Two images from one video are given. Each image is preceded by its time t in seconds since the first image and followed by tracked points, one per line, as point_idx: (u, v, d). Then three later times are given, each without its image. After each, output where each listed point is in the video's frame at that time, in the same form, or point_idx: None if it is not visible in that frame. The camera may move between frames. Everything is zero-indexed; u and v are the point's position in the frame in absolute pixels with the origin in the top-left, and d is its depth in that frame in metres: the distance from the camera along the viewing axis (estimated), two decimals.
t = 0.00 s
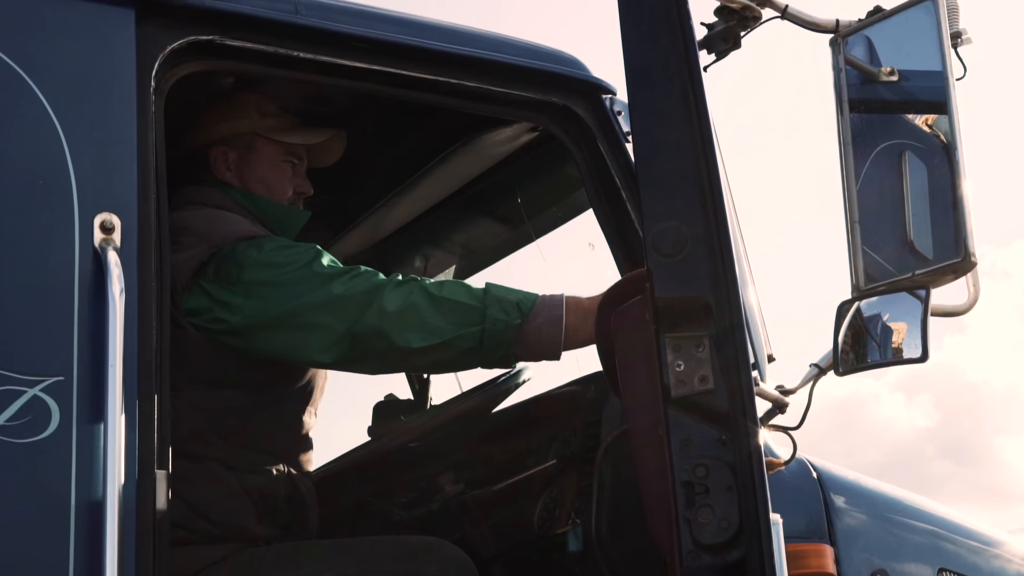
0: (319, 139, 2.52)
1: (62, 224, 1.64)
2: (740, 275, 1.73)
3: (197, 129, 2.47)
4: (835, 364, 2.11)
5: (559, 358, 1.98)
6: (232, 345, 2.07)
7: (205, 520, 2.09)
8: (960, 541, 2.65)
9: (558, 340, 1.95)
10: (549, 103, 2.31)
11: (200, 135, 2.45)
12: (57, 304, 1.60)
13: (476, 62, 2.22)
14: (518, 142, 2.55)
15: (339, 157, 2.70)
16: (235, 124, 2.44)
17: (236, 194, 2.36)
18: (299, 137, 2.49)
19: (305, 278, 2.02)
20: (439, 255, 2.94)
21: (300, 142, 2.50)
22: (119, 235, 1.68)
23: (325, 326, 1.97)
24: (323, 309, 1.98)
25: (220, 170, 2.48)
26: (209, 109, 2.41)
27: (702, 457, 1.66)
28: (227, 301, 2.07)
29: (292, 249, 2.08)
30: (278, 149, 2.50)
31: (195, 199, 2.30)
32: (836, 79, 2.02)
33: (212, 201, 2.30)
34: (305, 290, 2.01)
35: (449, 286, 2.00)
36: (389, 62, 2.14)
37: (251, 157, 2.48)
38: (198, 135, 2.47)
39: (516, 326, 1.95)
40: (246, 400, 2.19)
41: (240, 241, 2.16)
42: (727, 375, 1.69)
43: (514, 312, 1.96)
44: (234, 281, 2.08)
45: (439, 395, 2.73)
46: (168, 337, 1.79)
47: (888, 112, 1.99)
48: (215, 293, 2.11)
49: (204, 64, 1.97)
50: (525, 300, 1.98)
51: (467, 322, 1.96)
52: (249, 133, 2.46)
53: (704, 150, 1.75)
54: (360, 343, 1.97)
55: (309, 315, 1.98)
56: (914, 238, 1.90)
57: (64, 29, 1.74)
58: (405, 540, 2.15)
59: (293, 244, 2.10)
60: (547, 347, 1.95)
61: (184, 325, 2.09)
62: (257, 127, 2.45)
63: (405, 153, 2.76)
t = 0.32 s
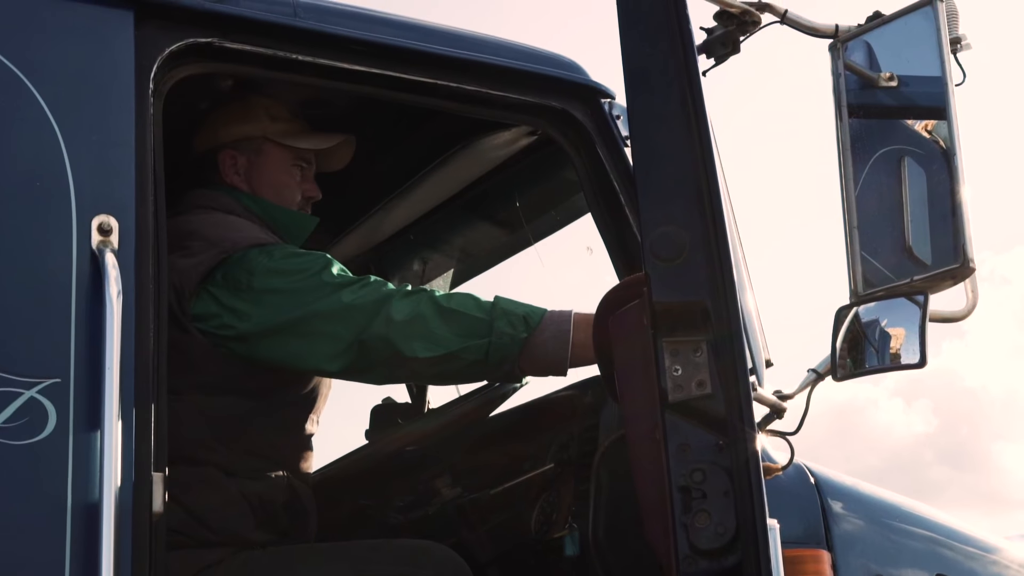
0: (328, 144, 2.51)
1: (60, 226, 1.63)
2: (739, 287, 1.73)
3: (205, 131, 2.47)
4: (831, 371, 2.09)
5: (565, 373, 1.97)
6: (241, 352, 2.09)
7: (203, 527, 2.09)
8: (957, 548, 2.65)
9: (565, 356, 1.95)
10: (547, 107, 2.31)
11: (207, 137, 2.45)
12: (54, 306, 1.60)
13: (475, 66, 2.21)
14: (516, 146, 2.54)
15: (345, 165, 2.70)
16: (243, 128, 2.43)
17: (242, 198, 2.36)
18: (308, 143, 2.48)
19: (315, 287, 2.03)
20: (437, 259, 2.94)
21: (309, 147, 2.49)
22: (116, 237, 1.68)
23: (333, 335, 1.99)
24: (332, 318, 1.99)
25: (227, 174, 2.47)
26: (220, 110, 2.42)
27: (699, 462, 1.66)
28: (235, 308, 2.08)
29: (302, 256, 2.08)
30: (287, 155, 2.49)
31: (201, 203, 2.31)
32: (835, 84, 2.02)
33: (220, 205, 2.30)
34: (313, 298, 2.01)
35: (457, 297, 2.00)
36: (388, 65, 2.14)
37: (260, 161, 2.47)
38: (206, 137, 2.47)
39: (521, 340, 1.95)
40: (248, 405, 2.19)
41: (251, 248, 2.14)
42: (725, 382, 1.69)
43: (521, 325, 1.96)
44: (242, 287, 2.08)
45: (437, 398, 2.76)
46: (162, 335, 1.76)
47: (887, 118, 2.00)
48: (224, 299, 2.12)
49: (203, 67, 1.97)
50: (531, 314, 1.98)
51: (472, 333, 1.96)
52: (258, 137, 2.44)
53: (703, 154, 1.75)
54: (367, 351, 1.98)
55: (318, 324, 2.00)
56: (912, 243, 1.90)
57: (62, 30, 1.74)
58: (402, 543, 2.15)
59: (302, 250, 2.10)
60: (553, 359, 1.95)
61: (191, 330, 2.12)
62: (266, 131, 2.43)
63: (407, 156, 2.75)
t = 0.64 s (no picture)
0: (330, 147, 2.52)
1: (57, 228, 1.63)
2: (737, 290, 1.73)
3: (208, 134, 2.46)
4: (830, 373, 2.11)
5: (569, 382, 1.96)
6: (243, 355, 2.09)
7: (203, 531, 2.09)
8: (956, 552, 2.64)
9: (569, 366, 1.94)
10: (546, 110, 2.31)
11: (212, 140, 2.45)
12: (51, 308, 1.59)
13: (474, 68, 2.21)
14: (515, 148, 2.55)
15: (348, 168, 2.71)
16: (247, 131, 2.44)
17: (246, 201, 2.36)
18: (313, 145, 2.50)
19: (320, 292, 2.02)
20: (435, 261, 2.93)
21: (312, 150, 2.50)
22: (114, 239, 1.67)
23: (337, 339, 1.99)
24: (336, 323, 1.99)
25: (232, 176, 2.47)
26: (223, 112, 2.42)
27: (697, 465, 1.66)
28: (238, 311, 2.08)
29: (308, 259, 2.08)
30: (292, 157, 2.50)
31: (205, 205, 2.31)
32: (834, 86, 2.03)
33: (224, 207, 2.30)
34: (317, 303, 2.01)
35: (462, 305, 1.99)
36: (386, 66, 2.14)
37: (264, 163, 2.47)
38: (209, 139, 2.46)
39: (525, 347, 1.95)
40: (247, 408, 2.18)
41: (255, 252, 2.14)
42: (723, 385, 1.69)
43: (524, 333, 1.96)
44: (246, 290, 2.08)
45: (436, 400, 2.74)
46: (162, 340, 1.77)
47: (886, 122, 1.99)
48: (227, 302, 2.11)
49: (201, 68, 1.96)
50: (535, 322, 1.98)
51: (474, 340, 1.96)
52: (261, 141, 2.45)
53: (701, 157, 1.75)
54: (370, 356, 1.97)
55: (322, 328, 2.00)
56: (911, 247, 1.89)
57: (60, 31, 1.74)
58: (399, 545, 2.15)
59: (306, 254, 2.10)
60: (557, 368, 1.94)
61: (192, 332, 2.11)
62: (269, 134, 2.44)
63: (406, 156, 2.74)
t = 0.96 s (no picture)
0: (329, 146, 2.52)
1: (55, 228, 1.63)
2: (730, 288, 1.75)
3: (206, 132, 2.46)
4: (826, 374, 2.10)
5: (567, 383, 1.97)
6: (240, 354, 2.09)
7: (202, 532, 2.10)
8: (952, 551, 2.63)
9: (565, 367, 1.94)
10: (544, 110, 2.31)
11: (209, 139, 2.44)
12: (48, 308, 1.59)
13: (472, 68, 2.21)
14: (512, 149, 2.55)
15: (346, 168, 2.70)
16: (245, 130, 2.43)
17: (244, 200, 2.36)
18: (311, 145, 2.50)
19: (317, 292, 2.02)
20: (433, 262, 2.94)
21: (310, 150, 2.50)
22: (111, 239, 1.67)
23: (333, 339, 1.98)
24: (334, 323, 1.98)
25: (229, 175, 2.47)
26: (221, 111, 2.42)
27: (691, 465, 1.68)
28: (235, 310, 2.08)
29: (305, 257, 2.08)
30: (289, 157, 2.50)
31: (202, 205, 2.31)
32: (832, 87, 2.01)
33: (222, 206, 2.30)
34: (314, 302, 2.01)
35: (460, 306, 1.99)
36: (384, 67, 2.14)
37: (262, 163, 2.47)
38: (207, 138, 2.46)
39: (523, 348, 1.95)
40: (245, 406, 2.18)
41: (252, 250, 2.14)
42: (717, 385, 1.70)
43: (522, 334, 1.96)
44: (243, 289, 2.08)
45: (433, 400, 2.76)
46: (160, 340, 1.77)
47: (885, 121, 1.99)
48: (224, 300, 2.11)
49: (199, 68, 1.96)
50: (533, 323, 1.97)
51: (472, 340, 1.96)
52: (260, 140, 2.44)
53: (696, 156, 1.76)
54: (368, 357, 1.97)
55: (320, 328, 1.99)
56: (913, 246, 1.88)
57: (57, 31, 1.73)
58: (397, 547, 2.15)
59: (303, 253, 2.10)
60: (555, 369, 1.95)
61: (190, 332, 2.12)
62: (267, 133, 2.43)
63: (405, 156, 2.74)
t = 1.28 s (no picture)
0: (327, 141, 2.53)
1: (55, 225, 1.63)
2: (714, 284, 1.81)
3: (203, 127, 2.46)
4: (822, 368, 2.12)
5: (564, 379, 1.97)
6: (239, 350, 2.09)
7: (200, 525, 2.09)
8: (953, 545, 2.65)
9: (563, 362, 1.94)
10: (541, 106, 2.31)
11: (206, 134, 2.44)
12: (48, 305, 1.59)
13: (470, 64, 2.21)
14: (512, 145, 2.56)
15: (342, 163, 2.70)
16: (242, 124, 2.44)
17: (242, 194, 2.36)
18: (309, 140, 2.50)
19: (314, 290, 2.02)
20: (433, 257, 2.96)
21: (307, 144, 2.50)
22: (111, 235, 1.67)
23: (330, 337, 1.98)
24: (331, 321, 1.98)
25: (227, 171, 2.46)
26: (219, 107, 2.44)
27: (677, 461, 1.73)
28: (232, 305, 2.08)
29: (301, 254, 2.08)
30: (287, 152, 2.50)
31: (200, 200, 2.31)
32: (827, 80, 2.06)
33: (220, 201, 2.29)
34: (312, 299, 2.01)
35: (457, 304, 1.99)
36: (383, 63, 2.14)
37: (259, 158, 2.46)
38: (203, 133, 2.46)
39: (520, 346, 1.95)
40: (242, 400, 2.18)
41: (250, 245, 2.15)
42: (701, 381, 1.75)
43: (519, 333, 1.96)
44: (240, 284, 2.09)
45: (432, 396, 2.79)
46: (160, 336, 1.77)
47: (881, 114, 2.00)
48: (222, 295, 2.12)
49: (197, 64, 1.96)
50: (529, 323, 1.97)
51: (468, 339, 1.96)
52: (257, 134, 2.44)
53: (681, 154, 1.83)
54: (364, 357, 1.98)
55: (317, 326, 1.99)
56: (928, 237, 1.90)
57: (55, 28, 1.73)
58: (400, 542, 2.15)
59: (301, 249, 2.10)
60: (552, 366, 1.94)
61: (188, 327, 2.11)
62: (265, 127, 2.43)
63: (404, 152, 2.74)
